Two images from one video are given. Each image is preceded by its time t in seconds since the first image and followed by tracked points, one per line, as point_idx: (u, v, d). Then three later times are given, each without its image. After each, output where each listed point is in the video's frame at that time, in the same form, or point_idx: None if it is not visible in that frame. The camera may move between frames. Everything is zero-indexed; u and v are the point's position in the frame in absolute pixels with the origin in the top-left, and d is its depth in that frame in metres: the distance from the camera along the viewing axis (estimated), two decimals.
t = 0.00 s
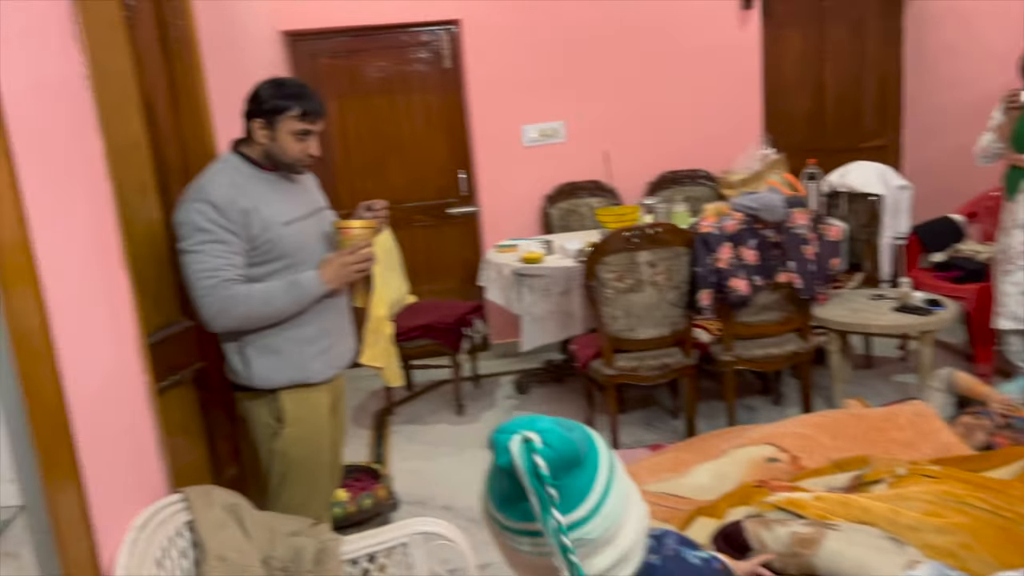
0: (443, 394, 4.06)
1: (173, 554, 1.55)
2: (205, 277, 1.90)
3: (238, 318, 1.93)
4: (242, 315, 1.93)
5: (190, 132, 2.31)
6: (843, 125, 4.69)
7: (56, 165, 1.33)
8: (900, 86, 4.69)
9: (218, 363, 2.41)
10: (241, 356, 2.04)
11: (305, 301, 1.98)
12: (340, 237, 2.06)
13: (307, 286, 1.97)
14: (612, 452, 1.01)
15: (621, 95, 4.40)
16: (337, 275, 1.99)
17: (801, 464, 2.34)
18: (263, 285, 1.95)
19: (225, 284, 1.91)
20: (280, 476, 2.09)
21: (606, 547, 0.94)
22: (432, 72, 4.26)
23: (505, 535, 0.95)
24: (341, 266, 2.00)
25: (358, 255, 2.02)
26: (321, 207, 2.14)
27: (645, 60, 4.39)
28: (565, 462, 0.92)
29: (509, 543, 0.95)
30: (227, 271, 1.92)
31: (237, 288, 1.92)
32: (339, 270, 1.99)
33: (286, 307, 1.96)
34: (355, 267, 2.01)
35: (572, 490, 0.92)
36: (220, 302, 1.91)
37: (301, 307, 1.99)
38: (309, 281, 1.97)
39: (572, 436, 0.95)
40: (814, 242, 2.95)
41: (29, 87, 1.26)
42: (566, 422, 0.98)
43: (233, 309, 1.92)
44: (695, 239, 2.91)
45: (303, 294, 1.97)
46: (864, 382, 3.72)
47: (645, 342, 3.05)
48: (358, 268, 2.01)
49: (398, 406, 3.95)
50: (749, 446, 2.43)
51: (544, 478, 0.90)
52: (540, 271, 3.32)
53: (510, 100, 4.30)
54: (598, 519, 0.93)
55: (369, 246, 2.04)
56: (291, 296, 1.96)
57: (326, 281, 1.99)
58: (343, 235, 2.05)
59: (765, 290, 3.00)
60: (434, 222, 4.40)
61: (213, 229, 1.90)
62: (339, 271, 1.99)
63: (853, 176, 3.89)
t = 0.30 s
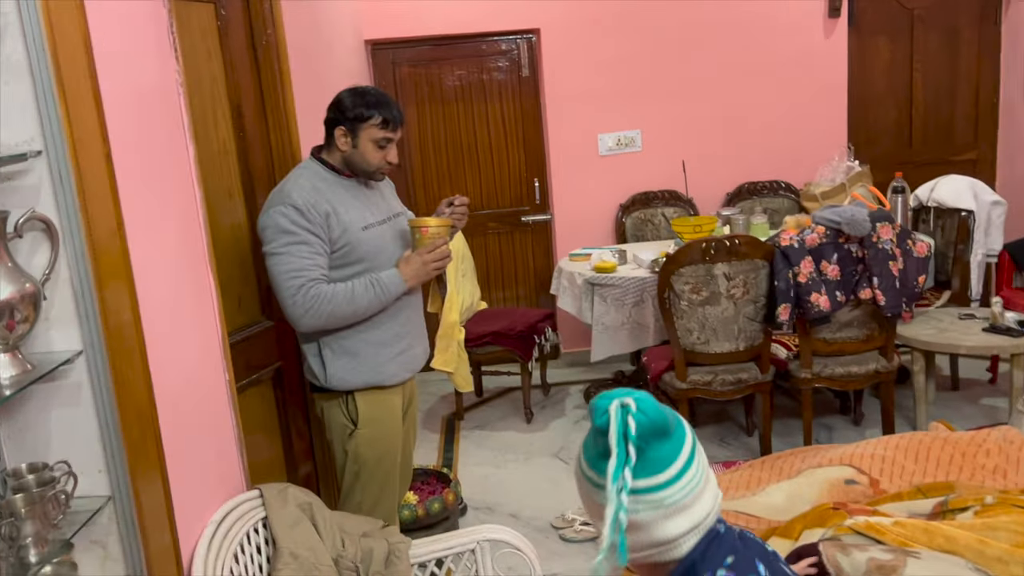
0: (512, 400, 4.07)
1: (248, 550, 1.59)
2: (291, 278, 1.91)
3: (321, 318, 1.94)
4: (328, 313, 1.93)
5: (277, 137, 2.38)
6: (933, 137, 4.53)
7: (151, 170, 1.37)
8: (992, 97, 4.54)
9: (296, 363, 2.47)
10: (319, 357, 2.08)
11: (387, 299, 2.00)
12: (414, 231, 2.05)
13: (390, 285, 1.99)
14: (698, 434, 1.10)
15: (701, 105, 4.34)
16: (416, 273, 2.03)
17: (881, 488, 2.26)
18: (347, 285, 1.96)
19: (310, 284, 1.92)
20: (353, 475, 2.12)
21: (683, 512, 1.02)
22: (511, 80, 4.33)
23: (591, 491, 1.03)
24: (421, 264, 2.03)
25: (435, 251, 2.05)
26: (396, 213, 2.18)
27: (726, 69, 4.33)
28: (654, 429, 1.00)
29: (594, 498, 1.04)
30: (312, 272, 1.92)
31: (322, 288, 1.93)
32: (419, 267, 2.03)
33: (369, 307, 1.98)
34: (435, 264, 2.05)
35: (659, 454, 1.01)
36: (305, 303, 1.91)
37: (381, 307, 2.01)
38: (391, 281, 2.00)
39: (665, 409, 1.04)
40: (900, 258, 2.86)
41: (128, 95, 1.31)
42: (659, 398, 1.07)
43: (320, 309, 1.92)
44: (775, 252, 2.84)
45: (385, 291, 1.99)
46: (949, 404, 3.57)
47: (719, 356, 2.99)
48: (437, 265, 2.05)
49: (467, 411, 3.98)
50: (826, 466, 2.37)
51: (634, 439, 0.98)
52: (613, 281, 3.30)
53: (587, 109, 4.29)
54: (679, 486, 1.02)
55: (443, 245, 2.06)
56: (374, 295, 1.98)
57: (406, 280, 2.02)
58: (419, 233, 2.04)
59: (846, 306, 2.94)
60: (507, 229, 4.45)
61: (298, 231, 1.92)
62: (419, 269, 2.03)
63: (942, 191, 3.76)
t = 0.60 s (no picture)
0: (542, 412, 4.06)
1: (279, 557, 1.60)
2: (327, 283, 1.91)
3: (358, 323, 1.94)
4: (365, 317, 1.94)
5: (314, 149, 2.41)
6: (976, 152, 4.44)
7: (189, 179, 1.39)
8: None
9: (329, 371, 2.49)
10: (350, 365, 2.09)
11: (422, 302, 2.01)
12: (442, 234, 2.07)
13: (424, 288, 2.00)
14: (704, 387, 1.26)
15: (738, 117, 4.31)
16: (448, 274, 2.04)
17: (919, 510, 2.22)
18: (383, 290, 1.97)
19: (347, 288, 1.92)
20: (382, 483, 2.13)
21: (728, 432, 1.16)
22: (547, 92, 4.34)
23: (655, 432, 1.10)
24: (452, 265, 2.05)
25: (466, 254, 2.07)
26: (429, 224, 2.19)
27: (763, 81, 4.29)
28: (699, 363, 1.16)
29: (660, 439, 1.10)
30: (349, 276, 1.93)
31: (359, 293, 1.93)
32: (451, 270, 2.05)
33: (405, 312, 1.99)
34: (467, 266, 2.07)
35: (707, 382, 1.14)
36: (343, 307, 1.91)
37: (416, 310, 2.01)
38: (426, 283, 2.01)
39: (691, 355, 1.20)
40: (940, 274, 2.81)
41: (169, 107, 1.34)
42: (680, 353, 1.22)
43: (357, 312, 1.93)
44: (812, 267, 2.80)
45: (418, 294, 2.00)
46: (991, 425, 3.49)
47: (753, 371, 2.96)
48: (468, 268, 2.07)
49: (498, 422, 3.98)
50: (860, 486, 2.33)
51: (694, 372, 1.12)
52: (647, 293, 3.28)
53: (622, 120, 4.28)
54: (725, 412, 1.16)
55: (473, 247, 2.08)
56: (409, 298, 1.98)
57: (439, 281, 2.03)
58: (450, 235, 2.05)
59: (885, 323, 2.89)
60: (540, 240, 4.45)
61: (334, 237, 1.93)
62: (450, 271, 2.05)
63: (985, 207, 3.65)
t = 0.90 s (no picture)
0: (564, 418, 4.05)
1: (303, 561, 1.61)
2: (359, 281, 1.91)
3: (387, 321, 1.93)
4: (394, 314, 1.93)
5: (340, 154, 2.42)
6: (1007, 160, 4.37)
7: (219, 185, 1.40)
8: None
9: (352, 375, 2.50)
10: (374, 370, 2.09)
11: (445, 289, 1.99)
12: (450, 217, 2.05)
13: (444, 274, 1.98)
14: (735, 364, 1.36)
15: (763, 124, 4.28)
16: (465, 255, 2.03)
17: (947, 523, 2.19)
18: (409, 282, 1.96)
19: (378, 286, 1.92)
20: (403, 489, 2.13)
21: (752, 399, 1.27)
22: (571, 97, 4.33)
23: (683, 386, 1.23)
24: (468, 246, 2.04)
25: (476, 234, 2.06)
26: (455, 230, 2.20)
27: (789, 87, 4.26)
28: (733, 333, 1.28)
29: (691, 394, 1.22)
30: (379, 275, 1.93)
31: (388, 290, 1.93)
32: (466, 252, 2.04)
33: (430, 301, 1.97)
34: (479, 246, 2.07)
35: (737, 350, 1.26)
36: (372, 305, 1.91)
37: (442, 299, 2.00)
38: (445, 270, 1.99)
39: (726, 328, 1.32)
40: (970, 284, 2.77)
41: (199, 112, 1.35)
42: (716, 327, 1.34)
43: (389, 309, 1.92)
44: (839, 275, 2.77)
45: (438, 276, 1.98)
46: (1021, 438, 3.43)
47: (778, 381, 2.93)
48: (482, 247, 2.06)
49: (519, 427, 3.97)
50: (887, 498, 2.30)
51: (725, 337, 1.24)
52: (670, 300, 3.26)
53: (646, 126, 4.26)
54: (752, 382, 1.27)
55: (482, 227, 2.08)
56: (432, 287, 1.97)
57: (456, 265, 2.02)
58: (456, 219, 2.05)
59: (912, 332, 2.85)
60: (563, 246, 4.44)
61: (366, 237, 1.93)
62: (465, 253, 2.04)
63: (1014, 217, 3.60)
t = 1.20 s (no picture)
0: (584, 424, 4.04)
1: (326, 567, 1.61)
2: (383, 286, 1.92)
3: (410, 326, 1.94)
4: (418, 320, 1.93)
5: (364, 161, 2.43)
6: None
7: (247, 194, 1.42)
8: None
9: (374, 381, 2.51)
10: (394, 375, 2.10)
11: (468, 299, 2.00)
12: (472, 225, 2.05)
13: (466, 282, 1.99)
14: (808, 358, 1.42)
15: (786, 131, 4.26)
16: (486, 263, 2.04)
17: (973, 536, 2.15)
18: (432, 288, 1.96)
19: (402, 292, 1.93)
20: (424, 495, 2.14)
21: (788, 400, 1.35)
22: (593, 104, 4.33)
23: (720, 376, 1.37)
24: (489, 253, 2.04)
25: (498, 242, 2.07)
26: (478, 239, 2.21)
27: (813, 94, 4.23)
28: (786, 334, 1.35)
29: (723, 382, 1.37)
30: (403, 281, 1.94)
31: (412, 296, 1.93)
32: (489, 260, 2.05)
33: (454, 308, 1.98)
34: (501, 255, 2.07)
35: (782, 351, 1.35)
36: (396, 309, 1.92)
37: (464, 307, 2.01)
38: (468, 278, 2.00)
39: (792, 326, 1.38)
40: (997, 294, 2.74)
41: (229, 121, 1.37)
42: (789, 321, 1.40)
43: (412, 315, 1.92)
44: (864, 284, 2.76)
45: (461, 286, 1.99)
46: None
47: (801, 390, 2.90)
48: (503, 254, 2.06)
49: (539, 434, 3.97)
50: (912, 509, 2.28)
51: (765, 340, 1.33)
52: (692, 308, 3.25)
53: (668, 133, 4.26)
54: (791, 385, 1.35)
55: (503, 234, 2.08)
56: (454, 294, 1.97)
57: (478, 273, 2.02)
58: (479, 228, 2.05)
59: (938, 342, 2.82)
60: (583, 252, 4.44)
61: (392, 242, 1.95)
62: (487, 261, 2.04)
63: None
